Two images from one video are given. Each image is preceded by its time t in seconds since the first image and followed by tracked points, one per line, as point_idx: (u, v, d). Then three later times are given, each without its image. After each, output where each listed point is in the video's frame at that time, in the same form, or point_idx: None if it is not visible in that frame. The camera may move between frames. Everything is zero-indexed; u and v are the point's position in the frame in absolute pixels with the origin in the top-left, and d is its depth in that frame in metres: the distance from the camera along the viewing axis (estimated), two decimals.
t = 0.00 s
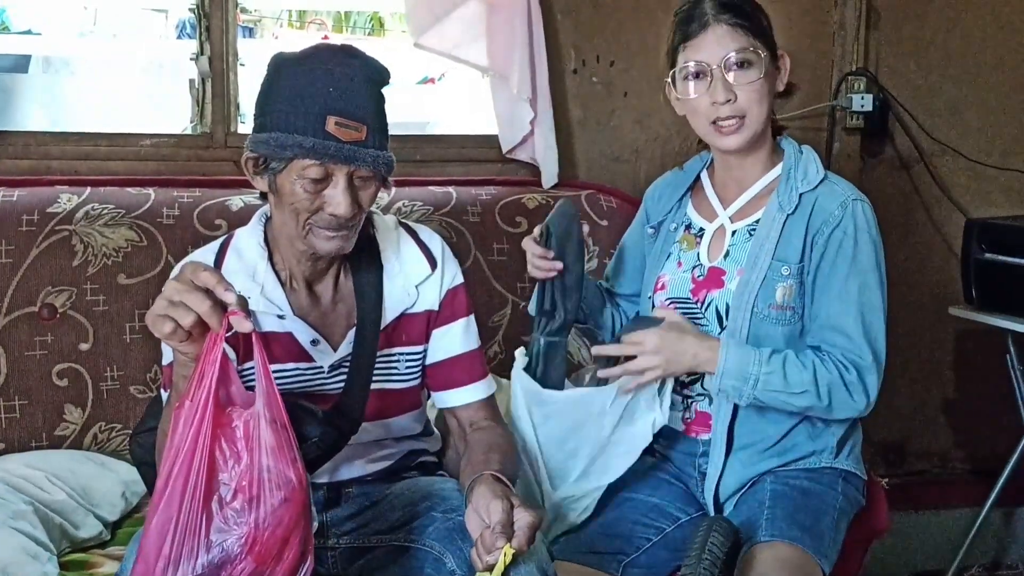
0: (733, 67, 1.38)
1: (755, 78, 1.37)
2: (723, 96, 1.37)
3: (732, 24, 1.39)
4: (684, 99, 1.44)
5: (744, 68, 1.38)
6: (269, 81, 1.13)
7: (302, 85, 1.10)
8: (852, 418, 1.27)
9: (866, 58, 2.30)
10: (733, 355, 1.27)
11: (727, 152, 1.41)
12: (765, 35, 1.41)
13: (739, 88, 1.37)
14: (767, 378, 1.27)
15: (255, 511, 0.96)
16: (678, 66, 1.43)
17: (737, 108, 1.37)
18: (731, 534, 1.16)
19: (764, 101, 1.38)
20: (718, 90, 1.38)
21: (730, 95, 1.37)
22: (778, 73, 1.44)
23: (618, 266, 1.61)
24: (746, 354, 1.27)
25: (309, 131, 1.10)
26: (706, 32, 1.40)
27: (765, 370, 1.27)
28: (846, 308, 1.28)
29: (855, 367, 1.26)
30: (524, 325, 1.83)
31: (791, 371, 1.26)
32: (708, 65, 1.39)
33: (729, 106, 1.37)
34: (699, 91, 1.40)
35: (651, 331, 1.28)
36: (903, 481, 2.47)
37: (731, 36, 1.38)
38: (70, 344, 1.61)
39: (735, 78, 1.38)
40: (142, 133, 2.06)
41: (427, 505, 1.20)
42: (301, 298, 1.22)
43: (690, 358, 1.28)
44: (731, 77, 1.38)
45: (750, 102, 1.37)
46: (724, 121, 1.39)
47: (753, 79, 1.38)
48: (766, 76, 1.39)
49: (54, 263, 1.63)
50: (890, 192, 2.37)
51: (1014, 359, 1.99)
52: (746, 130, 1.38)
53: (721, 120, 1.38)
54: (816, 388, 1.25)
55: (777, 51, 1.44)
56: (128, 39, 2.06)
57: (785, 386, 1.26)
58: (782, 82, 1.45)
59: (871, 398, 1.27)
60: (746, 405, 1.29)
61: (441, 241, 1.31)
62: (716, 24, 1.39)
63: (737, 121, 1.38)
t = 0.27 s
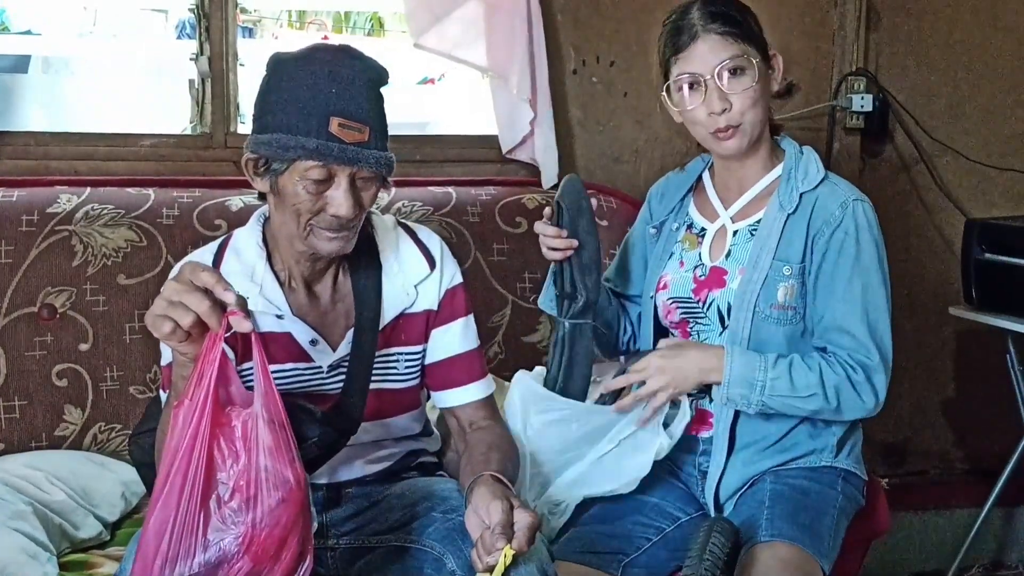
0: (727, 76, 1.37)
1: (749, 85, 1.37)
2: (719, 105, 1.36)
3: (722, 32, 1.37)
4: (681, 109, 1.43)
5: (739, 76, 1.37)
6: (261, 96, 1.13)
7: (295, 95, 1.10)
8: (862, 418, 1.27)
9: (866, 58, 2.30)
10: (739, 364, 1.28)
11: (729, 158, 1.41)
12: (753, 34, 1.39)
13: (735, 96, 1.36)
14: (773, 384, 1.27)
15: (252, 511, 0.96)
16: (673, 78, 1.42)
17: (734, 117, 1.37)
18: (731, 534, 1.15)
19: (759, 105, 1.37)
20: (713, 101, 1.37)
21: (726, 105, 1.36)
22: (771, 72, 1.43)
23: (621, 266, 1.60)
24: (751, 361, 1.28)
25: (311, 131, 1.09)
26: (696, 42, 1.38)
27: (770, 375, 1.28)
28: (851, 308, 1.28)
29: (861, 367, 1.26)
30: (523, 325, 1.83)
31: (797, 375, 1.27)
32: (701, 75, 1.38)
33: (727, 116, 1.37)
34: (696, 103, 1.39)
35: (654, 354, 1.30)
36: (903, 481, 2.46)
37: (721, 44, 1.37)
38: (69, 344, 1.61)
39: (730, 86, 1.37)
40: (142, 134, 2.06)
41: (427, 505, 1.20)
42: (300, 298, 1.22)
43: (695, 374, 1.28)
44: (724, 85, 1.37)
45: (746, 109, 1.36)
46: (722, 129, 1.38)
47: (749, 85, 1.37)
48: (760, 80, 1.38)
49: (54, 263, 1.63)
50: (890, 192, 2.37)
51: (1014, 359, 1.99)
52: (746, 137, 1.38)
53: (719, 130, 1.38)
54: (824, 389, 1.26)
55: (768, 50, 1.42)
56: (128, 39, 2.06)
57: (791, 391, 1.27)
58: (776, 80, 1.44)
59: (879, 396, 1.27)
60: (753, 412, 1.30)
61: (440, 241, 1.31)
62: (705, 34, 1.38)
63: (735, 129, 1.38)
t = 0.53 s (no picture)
0: (724, 81, 1.37)
1: (746, 90, 1.37)
2: (716, 111, 1.36)
3: (717, 37, 1.37)
4: (679, 115, 1.43)
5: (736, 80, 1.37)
6: (261, 97, 1.13)
7: (293, 98, 1.10)
8: (867, 417, 1.28)
9: (866, 58, 2.30)
10: (744, 365, 1.28)
11: (728, 161, 1.41)
12: (750, 37, 1.40)
13: (732, 101, 1.37)
14: (779, 384, 1.27)
15: (250, 511, 0.96)
16: (670, 83, 1.42)
17: (732, 122, 1.37)
18: (731, 535, 1.16)
19: (757, 108, 1.38)
20: (710, 106, 1.37)
21: (723, 110, 1.36)
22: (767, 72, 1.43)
23: (621, 267, 1.60)
24: (756, 362, 1.28)
25: (311, 133, 1.09)
26: (691, 47, 1.38)
27: (776, 376, 1.27)
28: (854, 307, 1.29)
29: (865, 366, 1.26)
30: (523, 325, 1.83)
31: (802, 375, 1.27)
32: (698, 81, 1.38)
33: (724, 121, 1.37)
34: (692, 109, 1.39)
35: (659, 359, 1.30)
36: (903, 481, 2.47)
37: (717, 47, 1.37)
38: (69, 343, 1.61)
39: (726, 91, 1.37)
40: (142, 134, 2.06)
41: (427, 505, 1.20)
42: (299, 298, 1.22)
43: (700, 375, 1.28)
44: (721, 90, 1.37)
45: (743, 113, 1.36)
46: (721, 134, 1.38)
47: (745, 90, 1.37)
48: (757, 84, 1.38)
49: (54, 263, 1.63)
50: (890, 192, 2.37)
51: (1014, 359, 1.99)
52: (744, 140, 1.38)
53: (718, 135, 1.38)
54: (829, 389, 1.26)
55: (764, 51, 1.42)
56: (128, 39, 2.06)
57: (796, 392, 1.27)
58: (773, 80, 1.44)
59: (884, 395, 1.27)
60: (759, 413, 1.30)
61: (439, 241, 1.31)
62: (700, 40, 1.37)
63: (735, 134, 1.38)
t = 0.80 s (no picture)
0: (722, 79, 1.37)
1: (745, 87, 1.37)
2: (714, 109, 1.37)
3: (716, 37, 1.37)
4: (677, 111, 1.44)
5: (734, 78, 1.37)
6: (261, 97, 1.13)
7: (293, 95, 1.10)
8: (868, 417, 1.28)
9: (866, 58, 2.30)
10: (746, 366, 1.28)
11: (727, 159, 1.41)
12: (754, 40, 1.39)
13: (730, 99, 1.37)
14: (780, 386, 1.27)
15: (250, 512, 0.96)
16: (670, 80, 1.42)
17: (730, 118, 1.37)
18: (731, 535, 1.16)
19: (758, 107, 1.38)
20: (709, 103, 1.37)
21: (721, 108, 1.36)
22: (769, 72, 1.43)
23: (620, 268, 1.60)
24: (757, 363, 1.28)
25: (311, 132, 1.09)
26: (691, 46, 1.38)
27: (776, 377, 1.28)
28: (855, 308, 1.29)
29: (866, 368, 1.26)
30: (523, 325, 1.83)
31: (803, 376, 1.27)
32: (697, 79, 1.38)
33: (722, 118, 1.37)
34: (691, 106, 1.39)
35: (659, 362, 1.30)
36: (902, 481, 2.47)
37: (717, 45, 1.37)
38: (69, 343, 1.61)
39: (725, 90, 1.37)
40: (141, 134, 2.06)
41: (427, 505, 1.20)
42: (298, 298, 1.22)
43: (701, 376, 1.28)
44: (720, 88, 1.37)
45: (743, 111, 1.37)
46: (718, 132, 1.39)
47: (743, 88, 1.37)
48: (757, 83, 1.38)
49: (53, 263, 1.63)
50: (889, 192, 2.37)
51: (1014, 359, 1.99)
52: (743, 137, 1.38)
53: (716, 131, 1.38)
54: (830, 391, 1.26)
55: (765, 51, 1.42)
56: (128, 39, 2.06)
57: (797, 393, 1.27)
58: (774, 79, 1.44)
59: (885, 396, 1.27)
60: (760, 414, 1.30)
61: (439, 241, 1.31)
62: (700, 39, 1.37)
63: (733, 130, 1.38)
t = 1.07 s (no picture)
0: (727, 60, 1.38)
1: (747, 72, 1.38)
2: (714, 87, 1.37)
3: (728, 18, 1.40)
4: (678, 90, 1.45)
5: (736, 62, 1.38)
6: (261, 96, 1.13)
7: (295, 90, 1.10)
8: (874, 413, 1.28)
9: (866, 57, 2.30)
10: (748, 376, 1.29)
11: (720, 145, 1.41)
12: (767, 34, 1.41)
13: (731, 80, 1.38)
14: (782, 391, 1.29)
15: (251, 511, 0.96)
16: (677, 57, 1.44)
17: (728, 99, 1.37)
18: (731, 534, 1.16)
19: (758, 94, 1.38)
20: (709, 82, 1.38)
21: (720, 87, 1.37)
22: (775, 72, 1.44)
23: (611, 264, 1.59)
24: (755, 371, 1.29)
25: (311, 131, 1.09)
26: (702, 23, 1.41)
27: (777, 384, 1.29)
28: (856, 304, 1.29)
29: (868, 367, 1.27)
30: (523, 324, 1.83)
31: (802, 380, 1.28)
32: (702, 57, 1.40)
33: (721, 98, 1.37)
34: (693, 83, 1.41)
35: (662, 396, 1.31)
36: (902, 481, 2.46)
37: (726, 28, 1.39)
38: (69, 343, 1.61)
39: (727, 70, 1.38)
40: (141, 133, 2.06)
41: (426, 505, 1.20)
42: (298, 298, 1.22)
43: (705, 397, 1.29)
44: (723, 69, 1.38)
45: (743, 93, 1.37)
46: (715, 112, 1.39)
47: (746, 71, 1.38)
48: (760, 70, 1.39)
49: (52, 262, 1.63)
50: (889, 191, 2.37)
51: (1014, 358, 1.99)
52: (739, 121, 1.38)
53: (712, 111, 1.38)
54: (832, 394, 1.27)
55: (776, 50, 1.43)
56: (127, 39, 2.06)
57: (798, 398, 1.28)
58: (778, 80, 1.45)
59: (891, 391, 1.27)
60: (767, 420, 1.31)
61: (439, 240, 1.31)
62: (712, 18, 1.40)
63: (729, 112, 1.38)
